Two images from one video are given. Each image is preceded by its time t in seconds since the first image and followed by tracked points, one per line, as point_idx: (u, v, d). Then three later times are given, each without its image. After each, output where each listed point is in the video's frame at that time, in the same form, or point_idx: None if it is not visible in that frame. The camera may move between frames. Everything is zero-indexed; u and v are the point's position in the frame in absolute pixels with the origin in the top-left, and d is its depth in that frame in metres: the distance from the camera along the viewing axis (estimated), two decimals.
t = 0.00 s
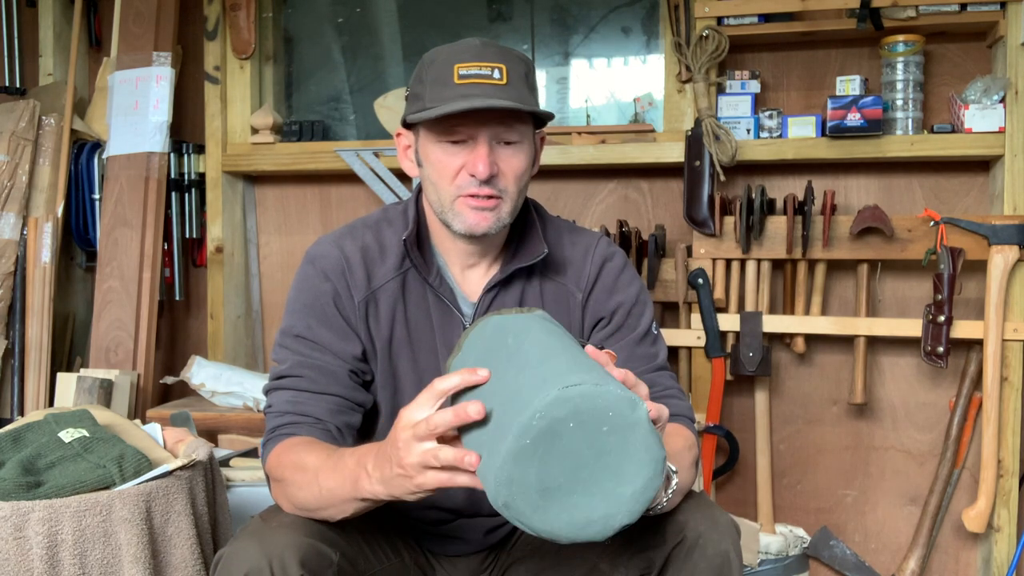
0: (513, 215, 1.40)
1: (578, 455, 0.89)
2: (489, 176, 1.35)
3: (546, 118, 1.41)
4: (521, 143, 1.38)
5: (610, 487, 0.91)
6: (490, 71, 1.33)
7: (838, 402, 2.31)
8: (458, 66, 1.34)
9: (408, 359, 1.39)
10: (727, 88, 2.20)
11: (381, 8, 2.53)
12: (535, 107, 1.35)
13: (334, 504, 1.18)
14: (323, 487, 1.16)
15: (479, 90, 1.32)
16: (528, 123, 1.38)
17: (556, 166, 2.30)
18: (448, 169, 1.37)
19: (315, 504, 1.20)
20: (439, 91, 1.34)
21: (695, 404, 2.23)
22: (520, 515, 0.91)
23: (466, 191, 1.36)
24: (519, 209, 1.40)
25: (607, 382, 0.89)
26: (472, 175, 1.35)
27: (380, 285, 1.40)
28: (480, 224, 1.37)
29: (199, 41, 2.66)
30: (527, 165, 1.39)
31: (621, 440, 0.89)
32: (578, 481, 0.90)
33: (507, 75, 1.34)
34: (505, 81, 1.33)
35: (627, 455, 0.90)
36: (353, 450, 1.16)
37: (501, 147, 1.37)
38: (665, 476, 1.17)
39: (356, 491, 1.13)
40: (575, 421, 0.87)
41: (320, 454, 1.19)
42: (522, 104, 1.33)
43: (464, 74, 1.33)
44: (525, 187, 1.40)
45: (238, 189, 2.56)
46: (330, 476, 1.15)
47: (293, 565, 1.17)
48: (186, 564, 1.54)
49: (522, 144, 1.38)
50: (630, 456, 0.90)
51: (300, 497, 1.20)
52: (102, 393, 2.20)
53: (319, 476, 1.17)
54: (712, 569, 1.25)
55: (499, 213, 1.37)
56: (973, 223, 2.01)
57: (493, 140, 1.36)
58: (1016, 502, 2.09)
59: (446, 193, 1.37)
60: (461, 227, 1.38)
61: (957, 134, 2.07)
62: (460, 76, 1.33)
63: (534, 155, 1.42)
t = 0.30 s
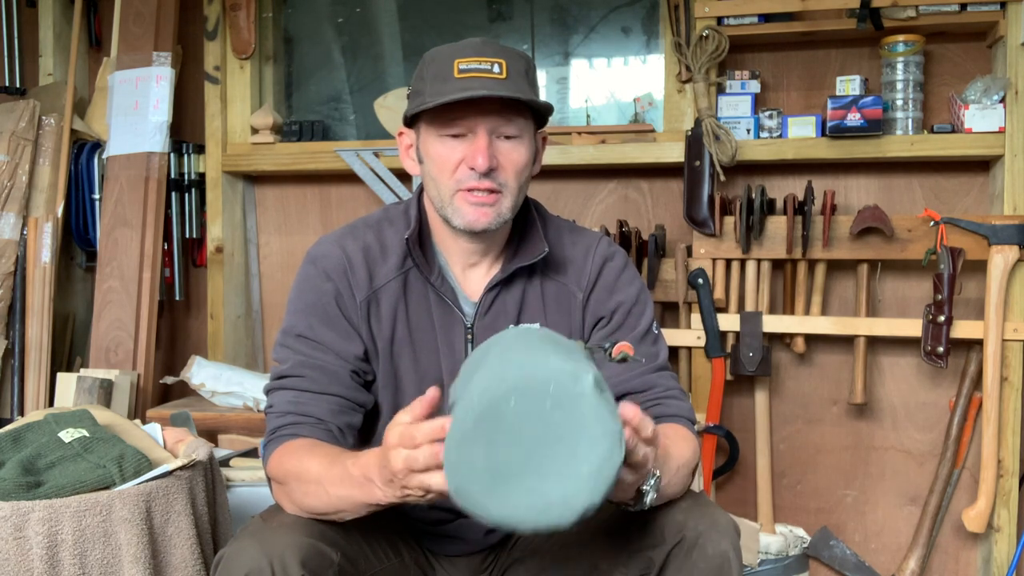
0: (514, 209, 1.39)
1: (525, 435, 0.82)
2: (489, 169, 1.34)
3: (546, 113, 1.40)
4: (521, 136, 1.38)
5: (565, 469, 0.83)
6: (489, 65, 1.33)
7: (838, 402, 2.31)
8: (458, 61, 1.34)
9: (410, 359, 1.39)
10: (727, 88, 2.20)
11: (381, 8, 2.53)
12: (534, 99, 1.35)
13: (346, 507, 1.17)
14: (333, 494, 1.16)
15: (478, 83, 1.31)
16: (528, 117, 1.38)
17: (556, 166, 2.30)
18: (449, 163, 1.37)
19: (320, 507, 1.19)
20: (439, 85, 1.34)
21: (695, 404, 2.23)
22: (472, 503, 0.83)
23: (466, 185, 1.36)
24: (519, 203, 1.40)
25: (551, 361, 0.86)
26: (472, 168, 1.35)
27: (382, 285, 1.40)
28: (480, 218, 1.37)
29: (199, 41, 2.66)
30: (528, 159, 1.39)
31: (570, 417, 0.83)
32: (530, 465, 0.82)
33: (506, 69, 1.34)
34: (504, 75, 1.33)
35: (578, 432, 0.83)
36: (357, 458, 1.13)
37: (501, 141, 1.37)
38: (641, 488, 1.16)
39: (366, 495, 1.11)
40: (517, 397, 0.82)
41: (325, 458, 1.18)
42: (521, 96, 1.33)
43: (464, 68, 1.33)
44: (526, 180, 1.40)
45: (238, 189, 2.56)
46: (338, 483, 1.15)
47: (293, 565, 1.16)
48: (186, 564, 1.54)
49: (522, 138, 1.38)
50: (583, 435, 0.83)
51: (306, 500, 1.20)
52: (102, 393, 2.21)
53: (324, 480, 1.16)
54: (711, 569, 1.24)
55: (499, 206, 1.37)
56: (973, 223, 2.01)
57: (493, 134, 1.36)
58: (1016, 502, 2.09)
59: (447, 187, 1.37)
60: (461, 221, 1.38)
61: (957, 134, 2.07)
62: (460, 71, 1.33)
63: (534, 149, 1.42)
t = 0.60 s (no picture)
0: (514, 209, 1.39)
1: (519, 437, 0.91)
2: (489, 168, 1.34)
3: (546, 112, 1.41)
4: (521, 135, 1.38)
5: (555, 473, 0.91)
6: (489, 64, 1.33)
7: (838, 402, 2.31)
8: (458, 60, 1.34)
9: (410, 359, 1.39)
10: (727, 88, 2.20)
11: (381, 8, 2.53)
12: (534, 97, 1.35)
13: (347, 512, 1.17)
14: (335, 498, 1.16)
15: (479, 82, 1.32)
16: (528, 115, 1.38)
17: (556, 166, 2.30)
18: (448, 162, 1.37)
19: (321, 509, 1.19)
20: (439, 83, 1.34)
21: (695, 404, 2.23)
22: (465, 507, 0.90)
23: (466, 183, 1.36)
24: (519, 202, 1.40)
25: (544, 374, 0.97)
26: (472, 166, 1.35)
27: (383, 284, 1.40)
28: (480, 216, 1.37)
29: (199, 41, 2.66)
30: (528, 158, 1.39)
31: (562, 424, 0.92)
32: (522, 467, 0.91)
33: (507, 68, 1.34)
34: (504, 74, 1.33)
35: (569, 437, 0.91)
36: (362, 463, 1.13)
37: (501, 139, 1.37)
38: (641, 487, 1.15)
39: (369, 499, 1.11)
40: (510, 401, 0.92)
41: (328, 460, 1.18)
42: (521, 95, 1.34)
43: (464, 67, 1.33)
44: (526, 179, 1.39)
45: (238, 189, 2.56)
46: (341, 487, 1.15)
47: (294, 565, 1.16)
48: (186, 564, 1.54)
49: (522, 137, 1.38)
50: (574, 440, 0.91)
51: (307, 502, 1.20)
52: (102, 393, 2.20)
53: (327, 483, 1.16)
54: (711, 569, 1.25)
55: (499, 205, 1.37)
56: (973, 223, 2.01)
57: (493, 133, 1.36)
58: (1016, 502, 2.09)
59: (446, 185, 1.37)
60: (461, 219, 1.37)
61: (957, 134, 2.07)
62: (460, 69, 1.33)
63: (534, 148, 1.42)
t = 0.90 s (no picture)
0: (514, 208, 1.39)
1: (519, 446, 0.92)
2: (489, 166, 1.34)
3: (546, 112, 1.41)
4: (521, 134, 1.38)
5: (554, 481, 0.92)
6: (490, 64, 1.33)
7: (838, 402, 2.31)
8: (459, 59, 1.34)
9: (410, 359, 1.39)
10: (727, 88, 2.20)
11: (381, 8, 2.53)
12: (535, 96, 1.35)
13: (348, 512, 1.17)
14: (335, 498, 1.16)
15: (480, 81, 1.32)
16: (528, 115, 1.38)
17: (556, 166, 2.30)
18: (449, 161, 1.37)
19: (321, 508, 1.19)
20: (440, 83, 1.34)
21: (694, 404, 2.23)
22: (465, 516, 0.91)
23: (466, 182, 1.36)
24: (520, 201, 1.40)
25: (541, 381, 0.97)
26: (473, 165, 1.34)
27: (383, 284, 1.40)
28: (480, 215, 1.36)
29: (199, 41, 2.66)
30: (528, 158, 1.39)
31: (560, 434, 0.92)
32: (522, 477, 0.91)
33: (508, 68, 1.34)
34: (505, 74, 1.33)
35: (569, 445, 0.92)
36: (363, 462, 1.14)
37: (502, 138, 1.37)
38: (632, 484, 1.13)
39: (371, 498, 1.12)
40: (510, 410, 0.92)
41: (329, 460, 1.18)
42: (522, 95, 1.34)
43: (466, 67, 1.33)
44: (526, 178, 1.39)
45: (238, 189, 2.56)
46: (342, 487, 1.15)
47: (294, 565, 1.16)
48: (186, 564, 1.54)
49: (522, 136, 1.38)
50: (573, 449, 0.92)
51: (308, 502, 1.20)
52: (102, 393, 2.21)
53: (328, 483, 1.16)
54: (712, 569, 1.25)
55: (499, 204, 1.37)
56: (973, 223, 2.01)
57: (494, 131, 1.36)
58: (1016, 502, 2.09)
59: (447, 184, 1.37)
60: (461, 218, 1.37)
61: (957, 134, 2.07)
62: (461, 69, 1.33)
63: (535, 148, 1.42)
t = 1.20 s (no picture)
0: (513, 201, 1.39)
1: (524, 479, 0.84)
2: (487, 156, 1.34)
3: (543, 105, 1.42)
4: (519, 126, 1.38)
5: (559, 514, 0.85)
6: (489, 57, 1.34)
7: (838, 402, 2.31)
8: (457, 52, 1.35)
9: (411, 360, 1.39)
10: (727, 88, 2.20)
11: (381, 8, 2.53)
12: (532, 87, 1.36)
13: (351, 510, 1.17)
14: (338, 495, 1.16)
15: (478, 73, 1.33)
16: (526, 107, 1.39)
17: (556, 166, 2.30)
18: (447, 153, 1.37)
19: (321, 507, 1.19)
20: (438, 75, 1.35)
21: (694, 404, 2.23)
22: (468, 544, 0.85)
23: (465, 173, 1.35)
24: (518, 195, 1.40)
25: (549, 402, 0.87)
26: (471, 155, 1.34)
27: (383, 285, 1.40)
28: (478, 207, 1.36)
29: (199, 41, 2.66)
30: (527, 151, 1.39)
31: (566, 462, 0.84)
32: (526, 508, 0.84)
33: (506, 60, 1.35)
34: (503, 66, 1.34)
35: (576, 476, 0.84)
36: (366, 458, 1.14)
37: (501, 130, 1.37)
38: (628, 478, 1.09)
39: (372, 494, 1.12)
40: (514, 441, 0.83)
41: (328, 460, 1.18)
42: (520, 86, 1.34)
43: (463, 59, 1.34)
44: (525, 172, 1.39)
45: (238, 189, 2.56)
46: (345, 484, 1.15)
47: (294, 565, 1.16)
48: (186, 564, 1.54)
49: (520, 128, 1.38)
50: (580, 478, 0.84)
51: (309, 501, 1.20)
52: (102, 393, 2.21)
53: (331, 481, 1.16)
54: (711, 569, 1.24)
55: (497, 196, 1.37)
56: (973, 223, 2.01)
57: (492, 124, 1.37)
58: (1016, 502, 2.09)
59: (445, 176, 1.37)
60: (460, 210, 1.37)
61: (957, 134, 2.07)
62: (459, 61, 1.34)
63: (533, 142, 1.42)
